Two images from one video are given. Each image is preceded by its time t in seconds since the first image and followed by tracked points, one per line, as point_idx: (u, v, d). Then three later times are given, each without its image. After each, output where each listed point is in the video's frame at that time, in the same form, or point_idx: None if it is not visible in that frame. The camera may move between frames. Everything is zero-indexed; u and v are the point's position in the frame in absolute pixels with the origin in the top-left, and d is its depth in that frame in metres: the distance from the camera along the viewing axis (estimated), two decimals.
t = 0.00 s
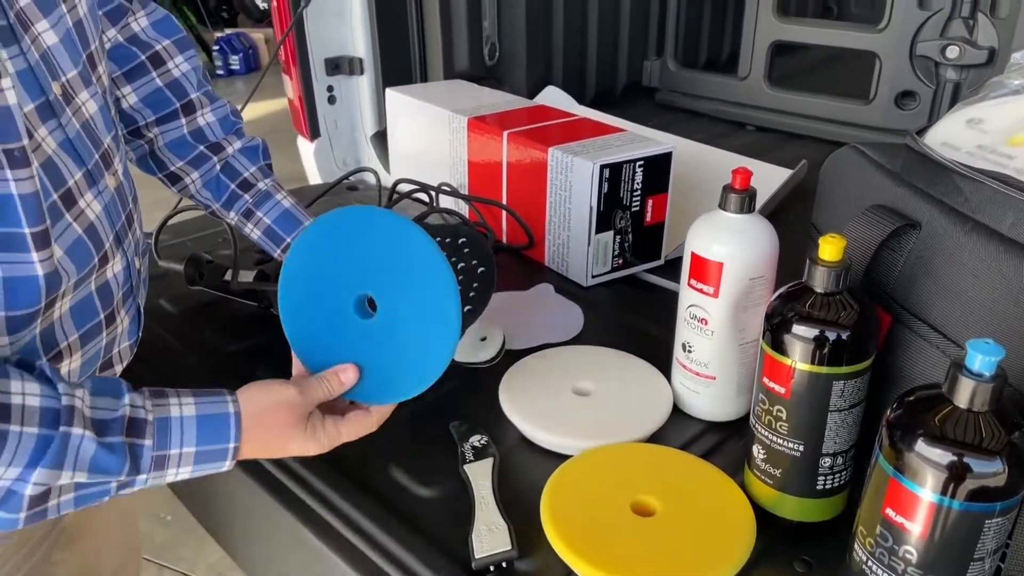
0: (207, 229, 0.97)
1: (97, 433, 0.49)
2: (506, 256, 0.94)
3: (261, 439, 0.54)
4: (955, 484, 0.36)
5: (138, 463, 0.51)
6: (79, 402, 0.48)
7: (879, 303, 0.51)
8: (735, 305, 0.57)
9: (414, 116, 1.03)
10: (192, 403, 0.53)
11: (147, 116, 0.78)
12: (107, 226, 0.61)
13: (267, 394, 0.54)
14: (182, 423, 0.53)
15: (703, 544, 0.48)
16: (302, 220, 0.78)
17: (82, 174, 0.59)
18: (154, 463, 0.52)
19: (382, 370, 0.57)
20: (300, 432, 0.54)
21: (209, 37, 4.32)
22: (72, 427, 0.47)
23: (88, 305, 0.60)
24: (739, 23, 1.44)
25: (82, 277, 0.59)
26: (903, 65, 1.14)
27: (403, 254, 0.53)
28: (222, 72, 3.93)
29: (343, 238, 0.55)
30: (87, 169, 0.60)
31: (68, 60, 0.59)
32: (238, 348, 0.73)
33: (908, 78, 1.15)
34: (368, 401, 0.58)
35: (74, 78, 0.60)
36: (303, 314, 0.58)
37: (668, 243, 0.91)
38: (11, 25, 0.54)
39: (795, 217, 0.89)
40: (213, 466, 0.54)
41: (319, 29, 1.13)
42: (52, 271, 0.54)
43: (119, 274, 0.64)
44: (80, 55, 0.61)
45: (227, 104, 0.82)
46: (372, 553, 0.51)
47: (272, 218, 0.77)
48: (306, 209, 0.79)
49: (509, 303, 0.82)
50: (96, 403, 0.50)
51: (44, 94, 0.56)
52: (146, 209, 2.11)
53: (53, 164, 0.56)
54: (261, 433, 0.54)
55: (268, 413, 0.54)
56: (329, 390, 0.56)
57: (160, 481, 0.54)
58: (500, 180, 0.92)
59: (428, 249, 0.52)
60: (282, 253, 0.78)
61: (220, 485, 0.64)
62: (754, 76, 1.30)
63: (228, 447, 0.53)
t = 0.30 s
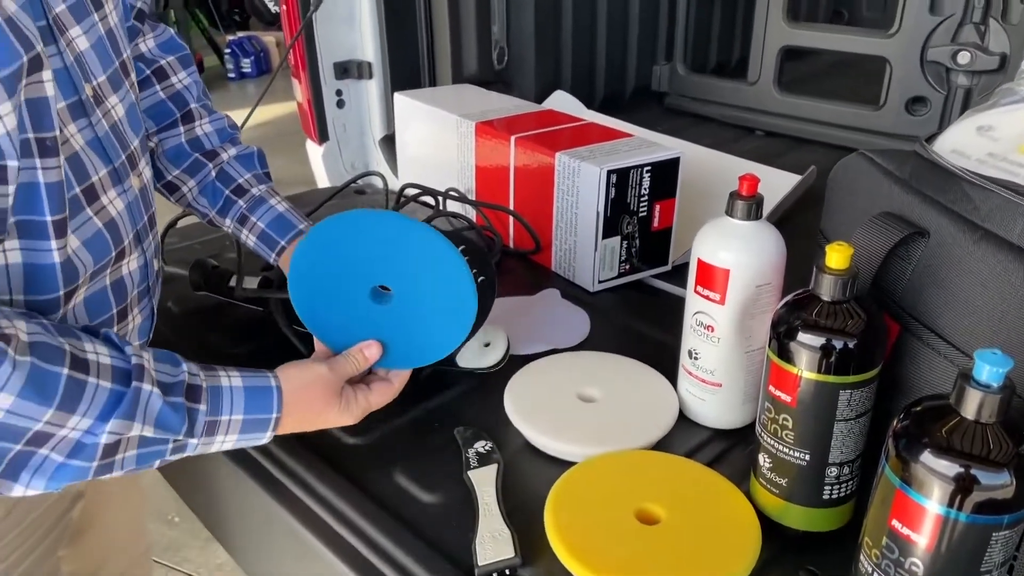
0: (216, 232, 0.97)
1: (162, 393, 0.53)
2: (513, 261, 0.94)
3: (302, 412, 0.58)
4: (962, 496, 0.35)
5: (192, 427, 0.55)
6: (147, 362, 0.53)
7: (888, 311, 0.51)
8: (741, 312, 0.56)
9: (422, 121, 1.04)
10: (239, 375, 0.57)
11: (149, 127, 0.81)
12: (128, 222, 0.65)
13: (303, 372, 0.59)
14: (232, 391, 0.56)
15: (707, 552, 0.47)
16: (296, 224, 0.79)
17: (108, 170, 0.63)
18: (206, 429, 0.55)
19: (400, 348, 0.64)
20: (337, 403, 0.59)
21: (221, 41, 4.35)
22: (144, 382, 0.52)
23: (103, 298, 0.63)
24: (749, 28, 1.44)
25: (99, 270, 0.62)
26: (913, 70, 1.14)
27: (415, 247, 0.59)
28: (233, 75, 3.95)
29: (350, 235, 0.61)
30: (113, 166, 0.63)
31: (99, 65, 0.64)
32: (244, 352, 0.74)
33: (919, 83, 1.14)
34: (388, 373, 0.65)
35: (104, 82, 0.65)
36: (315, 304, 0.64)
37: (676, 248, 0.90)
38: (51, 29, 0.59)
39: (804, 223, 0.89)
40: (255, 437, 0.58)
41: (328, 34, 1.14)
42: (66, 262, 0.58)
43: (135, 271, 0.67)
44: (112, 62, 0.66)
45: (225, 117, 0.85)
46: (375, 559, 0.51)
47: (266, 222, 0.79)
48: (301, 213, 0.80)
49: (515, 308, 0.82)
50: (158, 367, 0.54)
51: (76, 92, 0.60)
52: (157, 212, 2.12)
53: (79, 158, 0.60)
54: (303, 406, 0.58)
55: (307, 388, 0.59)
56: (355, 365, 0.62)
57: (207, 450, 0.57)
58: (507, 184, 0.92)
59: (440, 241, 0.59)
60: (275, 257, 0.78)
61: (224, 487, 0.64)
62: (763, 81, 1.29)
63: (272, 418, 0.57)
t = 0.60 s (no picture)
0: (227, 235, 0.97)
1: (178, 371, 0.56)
2: (523, 264, 0.93)
3: (314, 409, 0.59)
4: (979, 506, 0.35)
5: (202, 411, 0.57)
6: (167, 342, 0.56)
7: (902, 318, 0.51)
8: (753, 318, 0.56)
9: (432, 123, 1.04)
10: (255, 367, 0.60)
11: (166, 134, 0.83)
12: (159, 205, 0.69)
13: (318, 370, 0.61)
14: (247, 382, 0.59)
15: (718, 559, 0.47)
16: (307, 222, 0.80)
17: (145, 155, 0.68)
18: (216, 415, 0.58)
19: (414, 347, 0.64)
20: (349, 403, 0.60)
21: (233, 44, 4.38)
22: (160, 356, 0.54)
23: (127, 277, 0.68)
24: (761, 32, 1.44)
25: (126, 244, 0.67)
26: (927, 75, 1.13)
27: (429, 244, 0.59)
28: (245, 78, 3.97)
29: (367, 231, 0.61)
30: (151, 152, 0.68)
31: (140, 60, 0.69)
32: (255, 354, 0.74)
33: (932, 88, 1.13)
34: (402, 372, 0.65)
35: (144, 78, 0.70)
36: (332, 299, 0.64)
37: (687, 253, 0.90)
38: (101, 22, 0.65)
39: (816, 228, 0.88)
40: (264, 432, 0.60)
41: (340, 38, 1.15)
42: (98, 234, 0.63)
43: (159, 255, 0.70)
44: (150, 60, 0.71)
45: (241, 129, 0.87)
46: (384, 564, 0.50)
47: (278, 220, 0.80)
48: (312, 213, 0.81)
49: (526, 312, 0.82)
50: (179, 350, 0.57)
51: (121, 81, 0.66)
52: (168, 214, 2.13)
53: (119, 140, 0.65)
54: (314, 404, 0.60)
55: (319, 386, 0.60)
56: (370, 367, 0.62)
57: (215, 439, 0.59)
58: (518, 188, 0.92)
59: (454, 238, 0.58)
60: (288, 255, 0.79)
61: (234, 489, 0.64)
62: (775, 85, 1.29)
63: (283, 413, 0.59)
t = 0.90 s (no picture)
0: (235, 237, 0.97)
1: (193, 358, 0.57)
2: (529, 268, 0.93)
3: (325, 411, 0.59)
4: (988, 515, 0.34)
5: (213, 403, 0.58)
6: (184, 330, 0.57)
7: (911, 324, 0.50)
8: (760, 322, 0.56)
9: (439, 126, 1.04)
10: (269, 366, 0.60)
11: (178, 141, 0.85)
12: (179, 201, 0.69)
13: (331, 373, 0.61)
14: (260, 378, 0.60)
15: (724, 560, 0.47)
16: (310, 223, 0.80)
17: (167, 152, 0.68)
18: (227, 408, 0.58)
19: (429, 356, 0.63)
20: (360, 407, 0.59)
21: (243, 48, 4.40)
22: (176, 342, 0.55)
23: (143, 267, 0.68)
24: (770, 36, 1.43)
25: (142, 234, 0.67)
26: (937, 80, 1.12)
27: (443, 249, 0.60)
28: (254, 81, 3.98)
29: (382, 238, 0.61)
30: (173, 150, 0.68)
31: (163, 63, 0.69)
32: (260, 356, 0.74)
33: (943, 93, 1.13)
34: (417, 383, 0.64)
35: (167, 80, 0.70)
36: (348, 310, 0.65)
37: (694, 257, 0.90)
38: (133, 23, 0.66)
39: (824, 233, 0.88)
40: (273, 431, 0.60)
41: (348, 40, 1.15)
42: (117, 222, 0.63)
43: (174, 249, 0.70)
44: (174, 65, 0.71)
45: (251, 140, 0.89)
46: (387, 567, 0.50)
47: (281, 221, 0.80)
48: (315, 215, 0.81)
49: (532, 315, 0.81)
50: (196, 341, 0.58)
51: (147, 79, 0.66)
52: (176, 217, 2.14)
53: (142, 134, 0.65)
54: (326, 406, 0.59)
55: (333, 388, 0.60)
56: (382, 376, 0.62)
57: (225, 433, 0.59)
58: (525, 191, 0.92)
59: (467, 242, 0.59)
60: (291, 256, 0.79)
61: (237, 490, 0.64)
62: (784, 88, 1.28)
63: (294, 411, 0.59)
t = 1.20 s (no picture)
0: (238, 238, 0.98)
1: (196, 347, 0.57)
2: (531, 270, 0.93)
3: (327, 405, 0.59)
4: (986, 522, 0.34)
5: (216, 393, 0.57)
6: (186, 319, 0.57)
7: (913, 329, 0.50)
8: (760, 326, 0.55)
9: (443, 127, 1.04)
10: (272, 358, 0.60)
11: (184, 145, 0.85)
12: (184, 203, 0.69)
13: (334, 369, 0.61)
14: (262, 369, 0.59)
15: (723, 561, 0.47)
16: (309, 221, 0.80)
17: (173, 154, 0.68)
18: (229, 399, 0.58)
19: (431, 357, 0.63)
20: (361, 403, 0.59)
21: (250, 50, 4.42)
22: (178, 330, 0.55)
23: (147, 268, 0.68)
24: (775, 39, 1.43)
25: (145, 233, 0.67)
26: (943, 82, 1.11)
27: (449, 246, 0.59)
28: (261, 83, 4.00)
29: (389, 236, 0.62)
30: (179, 152, 0.68)
31: (170, 68, 0.69)
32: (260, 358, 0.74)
33: (949, 96, 1.12)
34: (420, 382, 0.64)
35: (173, 86, 0.70)
36: (353, 308, 0.65)
37: (696, 260, 0.89)
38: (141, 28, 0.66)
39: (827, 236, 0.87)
40: (273, 423, 0.60)
41: (351, 43, 1.15)
42: (121, 220, 0.63)
43: (178, 250, 0.70)
44: (179, 74, 0.71)
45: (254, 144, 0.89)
46: (383, 570, 0.50)
47: (280, 220, 0.81)
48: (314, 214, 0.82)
49: (533, 318, 0.81)
50: (197, 331, 0.58)
51: (154, 82, 0.67)
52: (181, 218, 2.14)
53: (150, 136, 0.66)
54: (327, 399, 0.59)
55: (335, 383, 0.60)
56: (385, 375, 0.61)
57: (226, 424, 0.59)
58: (527, 193, 0.91)
59: (469, 239, 0.58)
60: (288, 254, 0.80)
61: (236, 492, 0.64)
62: (789, 91, 1.28)
63: (295, 404, 0.59)
